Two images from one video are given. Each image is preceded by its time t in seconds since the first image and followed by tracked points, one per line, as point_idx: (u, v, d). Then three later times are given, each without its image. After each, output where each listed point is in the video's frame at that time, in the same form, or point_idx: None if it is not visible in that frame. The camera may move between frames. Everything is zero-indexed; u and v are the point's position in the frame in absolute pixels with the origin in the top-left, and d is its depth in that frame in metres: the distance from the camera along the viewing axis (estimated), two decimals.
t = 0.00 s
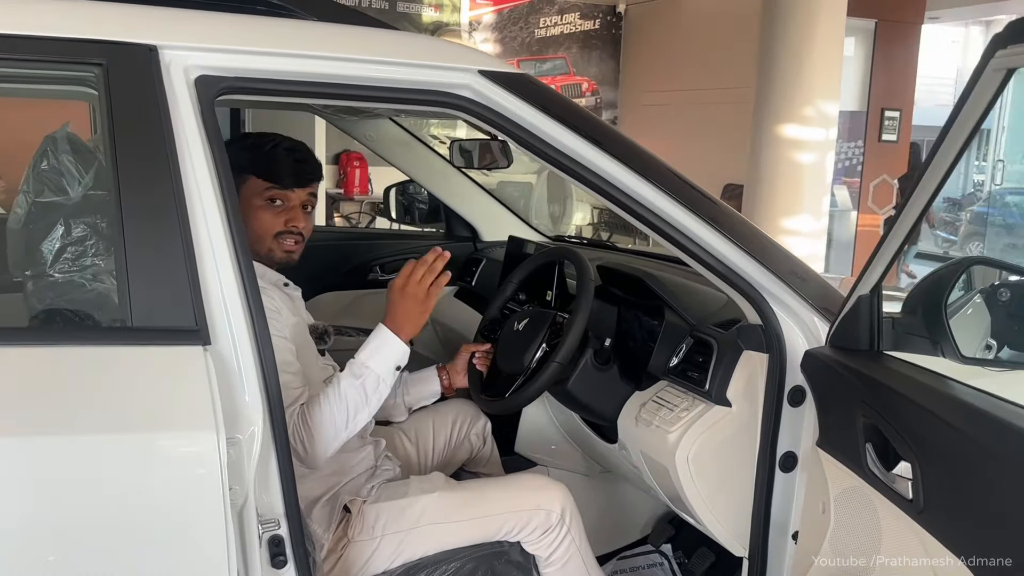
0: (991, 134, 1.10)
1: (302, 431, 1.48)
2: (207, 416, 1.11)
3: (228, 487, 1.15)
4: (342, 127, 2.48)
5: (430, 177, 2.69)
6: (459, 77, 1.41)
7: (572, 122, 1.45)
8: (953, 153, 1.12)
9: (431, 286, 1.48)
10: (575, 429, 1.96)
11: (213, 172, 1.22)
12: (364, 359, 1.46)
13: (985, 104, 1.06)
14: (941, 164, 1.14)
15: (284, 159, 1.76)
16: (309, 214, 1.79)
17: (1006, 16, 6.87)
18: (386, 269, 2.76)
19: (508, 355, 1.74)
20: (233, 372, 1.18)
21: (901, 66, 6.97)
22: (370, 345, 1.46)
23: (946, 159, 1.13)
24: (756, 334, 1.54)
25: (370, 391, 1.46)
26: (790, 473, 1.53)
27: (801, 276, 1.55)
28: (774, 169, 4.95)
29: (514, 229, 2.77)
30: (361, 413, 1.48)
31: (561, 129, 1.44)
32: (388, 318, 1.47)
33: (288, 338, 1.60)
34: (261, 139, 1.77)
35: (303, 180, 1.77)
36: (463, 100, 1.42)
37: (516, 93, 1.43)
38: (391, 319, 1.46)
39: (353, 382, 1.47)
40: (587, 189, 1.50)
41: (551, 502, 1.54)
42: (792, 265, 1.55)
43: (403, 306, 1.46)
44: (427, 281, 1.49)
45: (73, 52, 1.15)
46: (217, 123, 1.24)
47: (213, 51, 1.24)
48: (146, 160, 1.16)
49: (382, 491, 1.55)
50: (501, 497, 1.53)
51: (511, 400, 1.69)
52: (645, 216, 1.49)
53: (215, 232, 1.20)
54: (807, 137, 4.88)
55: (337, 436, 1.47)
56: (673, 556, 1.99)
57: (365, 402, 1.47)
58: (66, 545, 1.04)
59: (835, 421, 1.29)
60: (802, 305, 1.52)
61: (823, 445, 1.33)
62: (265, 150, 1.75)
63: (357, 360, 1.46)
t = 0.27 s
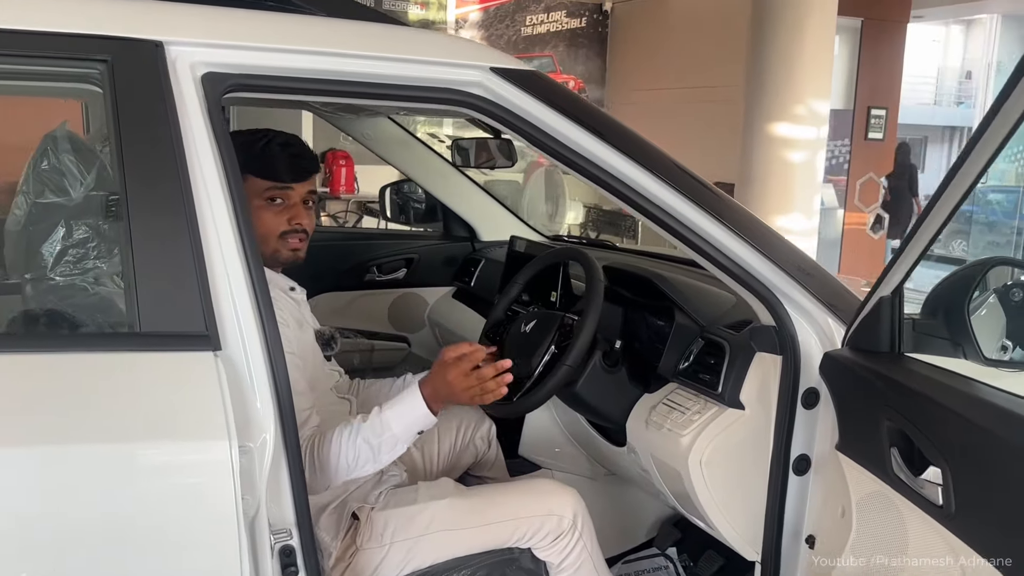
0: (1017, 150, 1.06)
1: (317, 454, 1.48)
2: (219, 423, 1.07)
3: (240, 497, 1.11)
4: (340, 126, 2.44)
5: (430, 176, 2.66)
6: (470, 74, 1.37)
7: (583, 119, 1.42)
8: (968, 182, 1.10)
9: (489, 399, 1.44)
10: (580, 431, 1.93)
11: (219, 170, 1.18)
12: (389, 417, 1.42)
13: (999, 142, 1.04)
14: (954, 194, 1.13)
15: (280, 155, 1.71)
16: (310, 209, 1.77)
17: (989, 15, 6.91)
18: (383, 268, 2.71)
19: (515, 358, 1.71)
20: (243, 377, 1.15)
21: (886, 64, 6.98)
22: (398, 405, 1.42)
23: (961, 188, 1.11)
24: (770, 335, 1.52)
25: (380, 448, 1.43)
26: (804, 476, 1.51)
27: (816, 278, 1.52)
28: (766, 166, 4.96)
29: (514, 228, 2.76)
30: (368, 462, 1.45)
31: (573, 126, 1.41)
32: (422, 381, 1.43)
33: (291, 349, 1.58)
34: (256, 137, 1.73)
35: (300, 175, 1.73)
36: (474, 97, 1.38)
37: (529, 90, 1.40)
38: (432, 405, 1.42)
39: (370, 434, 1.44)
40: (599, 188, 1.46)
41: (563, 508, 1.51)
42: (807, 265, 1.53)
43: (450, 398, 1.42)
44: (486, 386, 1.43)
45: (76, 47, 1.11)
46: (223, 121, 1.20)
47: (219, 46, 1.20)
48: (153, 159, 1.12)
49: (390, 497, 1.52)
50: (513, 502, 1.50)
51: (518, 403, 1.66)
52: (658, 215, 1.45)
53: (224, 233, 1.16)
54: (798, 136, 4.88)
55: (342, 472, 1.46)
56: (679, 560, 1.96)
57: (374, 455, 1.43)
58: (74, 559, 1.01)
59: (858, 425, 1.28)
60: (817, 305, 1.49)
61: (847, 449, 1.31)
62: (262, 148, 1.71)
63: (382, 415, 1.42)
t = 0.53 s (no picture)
0: None
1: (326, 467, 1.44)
2: (230, 431, 1.04)
3: (252, 507, 1.08)
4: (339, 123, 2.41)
5: (428, 174, 2.65)
6: (480, 72, 1.35)
7: (596, 117, 1.39)
8: (983, 198, 1.10)
9: (506, 419, 1.43)
10: (586, 433, 1.91)
11: (226, 170, 1.15)
12: (402, 432, 1.38)
13: (1019, 160, 1.03)
14: (970, 210, 1.13)
15: (296, 163, 1.68)
16: (319, 217, 1.75)
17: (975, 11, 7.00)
18: (381, 268, 2.69)
19: (522, 359, 1.69)
20: (254, 383, 1.11)
21: (874, 59, 6.97)
22: (411, 420, 1.38)
23: (976, 204, 1.11)
24: (782, 336, 1.50)
25: (390, 464, 1.38)
26: (816, 477, 1.49)
27: (830, 279, 1.50)
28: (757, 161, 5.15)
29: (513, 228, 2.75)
30: (377, 478, 1.40)
31: (586, 125, 1.38)
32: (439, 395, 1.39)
33: (299, 356, 1.56)
34: (265, 137, 1.69)
35: (313, 184, 1.70)
36: (485, 95, 1.35)
37: (540, 89, 1.37)
38: (448, 424, 1.39)
39: (380, 448, 1.39)
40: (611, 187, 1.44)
41: (575, 512, 1.48)
42: (821, 265, 1.51)
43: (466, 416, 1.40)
44: (505, 406, 1.42)
45: (80, 45, 1.08)
46: (231, 120, 1.17)
47: (225, 43, 1.17)
48: (159, 159, 1.09)
49: (399, 503, 1.49)
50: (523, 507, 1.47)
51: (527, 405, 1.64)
52: (671, 215, 1.43)
53: (233, 235, 1.13)
54: (791, 133, 5.10)
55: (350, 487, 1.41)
56: (684, 562, 1.92)
57: (384, 471, 1.38)
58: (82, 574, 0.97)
59: (878, 427, 1.26)
60: (830, 305, 1.47)
61: (866, 452, 1.30)
62: (273, 148, 1.67)
63: (394, 430, 1.38)
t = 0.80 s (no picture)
0: None
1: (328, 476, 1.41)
2: (232, 438, 1.01)
3: (256, 515, 1.05)
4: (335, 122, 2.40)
5: (428, 172, 2.62)
6: (484, 68, 1.32)
7: (602, 115, 1.37)
8: (1001, 200, 1.06)
9: (515, 426, 1.40)
10: (589, 434, 1.89)
11: (226, 169, 1.12)
12: (406, 440, 1.36)
13: None
14: (986, 212, 1.09)
15: (296, 162, 1.65)
16: (320, 217, 1.72)
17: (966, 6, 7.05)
18: (377, 267, 2.66)
19: (525, 360, 1.66)
20: (256, 389, 1.08)
21: (867, 55, 6.96)
22: (415, 428, 1.36)
23: (992, 208, 1.07)
24: (790, 336, 1.47)
25: (393, 472, 1.36)
26: (824, 479, 1.47)
27: (840, 279, 1.48)
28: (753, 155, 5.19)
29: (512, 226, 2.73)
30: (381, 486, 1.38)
31: (592, 122, 1.36)
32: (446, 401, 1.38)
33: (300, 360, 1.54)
34: (268, 134, 1.67)
35: (314, 185, 1.67)
36: (489, 92, 1.33)
37: (547, 86, 1.35)
38: (453, 431, 1.37)
39: (384, 456, 1.37)
40: (617, 186, 1.41)
41: (581, 516, 1.46)
42: (831, 264, 1.49)
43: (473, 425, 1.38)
44: (514, 414, 1.39)
45: (74, 40, 1.05)
46: (231, 118, 1.14)
47: (224, 39, 1.14)
48: (159, 159, 1.06)
49: (402, 507, 1.46)
50: (528, 510, 1.45)
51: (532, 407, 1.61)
52: (678, 214, 1.40)
53: (234, 237, 1.10)
54: (785, 128, 5.12)
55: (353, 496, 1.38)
56: (687, 563, 1.90)
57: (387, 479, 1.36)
58: None
59: (891, 430, 1.25)
60: (839, 304, 1.45)
61: (878, 454, 1.28)
62: (275, 145, 1.65)
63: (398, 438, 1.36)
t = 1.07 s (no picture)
0: None
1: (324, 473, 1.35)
2: (217, 444, 0.98)
3: (243, 525, 1.01)
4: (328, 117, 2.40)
5: (422, 168, 2.62)
6: (479, 61, 1.28)
7: (600, 108, 1.33)
8: (1011, 201, 1.03)
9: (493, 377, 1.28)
10: (587, 434, 1.86)
11: (213, 166, 1.08)
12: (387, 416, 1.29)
13: None
14: (995, 214, 1.06)
15: (296, 157, 1.64)
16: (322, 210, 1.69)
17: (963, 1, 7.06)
18: (372, 264, 2.62)
19: (522, 361, 1.63)
20: (243, 393, 1.05)
21: (864, 49, 6.92)
22: (389, 402, 1.28)
23: (1001, 208, 1.04)
24: (793, 336, 1.44)
25: (384, 452, 1.30)
26: (829, 480, 1.45)
27: (844, 276, 1.44)
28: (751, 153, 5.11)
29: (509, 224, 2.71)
30: (377, 470, 1.32)
31: (591, 117, 1.32)
32: (420, 361, 1.28)
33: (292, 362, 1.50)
34: (258, 128, 1.64)
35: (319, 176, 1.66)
36: (485, 85, 1.29)
37: (544, 79, 1.31)
38: (431, 392, 1.28)
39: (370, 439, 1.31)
40: (617, 183, 1.37)
41: (580, 520, 1.42)
42: (835, 262, 1.45)
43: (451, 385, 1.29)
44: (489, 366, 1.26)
45: (53, 32, 1.01)
46: (218, 113, 1.10)
47: (210, 30, 1.10)
48: (141, 154, 1.02)
49: (397, 512, 1.42)
50: (526, 514, 1.41)
51: (530, 408, 1.58)
52: (680, 211, 1.36)
53: (221, 236, 1.06)
54: (784, 122, 5.08)
55: (351, 486, 1.33)
56: (687, 565, 1.87)
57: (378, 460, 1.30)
58: None
59: (899, 432, 1.21)
60: (844, 302, 1.41)
61: (886, 457, 1.25)
62: (266, 139, 1.62)
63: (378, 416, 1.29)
